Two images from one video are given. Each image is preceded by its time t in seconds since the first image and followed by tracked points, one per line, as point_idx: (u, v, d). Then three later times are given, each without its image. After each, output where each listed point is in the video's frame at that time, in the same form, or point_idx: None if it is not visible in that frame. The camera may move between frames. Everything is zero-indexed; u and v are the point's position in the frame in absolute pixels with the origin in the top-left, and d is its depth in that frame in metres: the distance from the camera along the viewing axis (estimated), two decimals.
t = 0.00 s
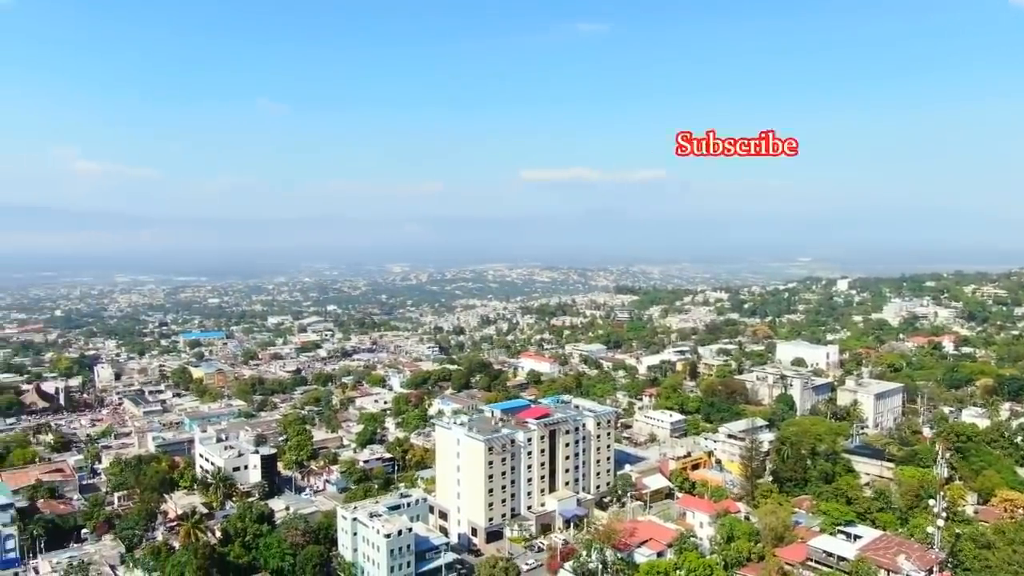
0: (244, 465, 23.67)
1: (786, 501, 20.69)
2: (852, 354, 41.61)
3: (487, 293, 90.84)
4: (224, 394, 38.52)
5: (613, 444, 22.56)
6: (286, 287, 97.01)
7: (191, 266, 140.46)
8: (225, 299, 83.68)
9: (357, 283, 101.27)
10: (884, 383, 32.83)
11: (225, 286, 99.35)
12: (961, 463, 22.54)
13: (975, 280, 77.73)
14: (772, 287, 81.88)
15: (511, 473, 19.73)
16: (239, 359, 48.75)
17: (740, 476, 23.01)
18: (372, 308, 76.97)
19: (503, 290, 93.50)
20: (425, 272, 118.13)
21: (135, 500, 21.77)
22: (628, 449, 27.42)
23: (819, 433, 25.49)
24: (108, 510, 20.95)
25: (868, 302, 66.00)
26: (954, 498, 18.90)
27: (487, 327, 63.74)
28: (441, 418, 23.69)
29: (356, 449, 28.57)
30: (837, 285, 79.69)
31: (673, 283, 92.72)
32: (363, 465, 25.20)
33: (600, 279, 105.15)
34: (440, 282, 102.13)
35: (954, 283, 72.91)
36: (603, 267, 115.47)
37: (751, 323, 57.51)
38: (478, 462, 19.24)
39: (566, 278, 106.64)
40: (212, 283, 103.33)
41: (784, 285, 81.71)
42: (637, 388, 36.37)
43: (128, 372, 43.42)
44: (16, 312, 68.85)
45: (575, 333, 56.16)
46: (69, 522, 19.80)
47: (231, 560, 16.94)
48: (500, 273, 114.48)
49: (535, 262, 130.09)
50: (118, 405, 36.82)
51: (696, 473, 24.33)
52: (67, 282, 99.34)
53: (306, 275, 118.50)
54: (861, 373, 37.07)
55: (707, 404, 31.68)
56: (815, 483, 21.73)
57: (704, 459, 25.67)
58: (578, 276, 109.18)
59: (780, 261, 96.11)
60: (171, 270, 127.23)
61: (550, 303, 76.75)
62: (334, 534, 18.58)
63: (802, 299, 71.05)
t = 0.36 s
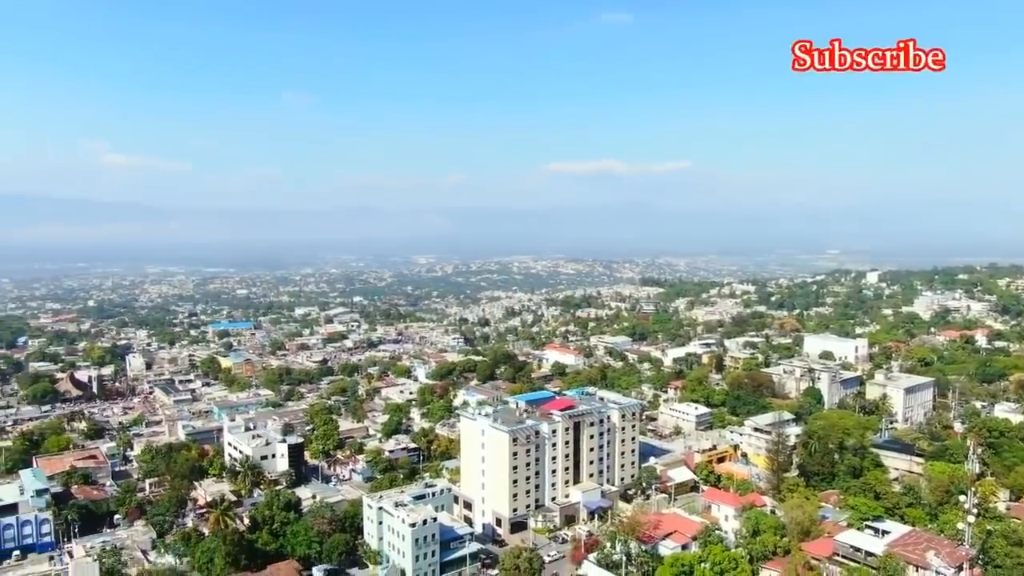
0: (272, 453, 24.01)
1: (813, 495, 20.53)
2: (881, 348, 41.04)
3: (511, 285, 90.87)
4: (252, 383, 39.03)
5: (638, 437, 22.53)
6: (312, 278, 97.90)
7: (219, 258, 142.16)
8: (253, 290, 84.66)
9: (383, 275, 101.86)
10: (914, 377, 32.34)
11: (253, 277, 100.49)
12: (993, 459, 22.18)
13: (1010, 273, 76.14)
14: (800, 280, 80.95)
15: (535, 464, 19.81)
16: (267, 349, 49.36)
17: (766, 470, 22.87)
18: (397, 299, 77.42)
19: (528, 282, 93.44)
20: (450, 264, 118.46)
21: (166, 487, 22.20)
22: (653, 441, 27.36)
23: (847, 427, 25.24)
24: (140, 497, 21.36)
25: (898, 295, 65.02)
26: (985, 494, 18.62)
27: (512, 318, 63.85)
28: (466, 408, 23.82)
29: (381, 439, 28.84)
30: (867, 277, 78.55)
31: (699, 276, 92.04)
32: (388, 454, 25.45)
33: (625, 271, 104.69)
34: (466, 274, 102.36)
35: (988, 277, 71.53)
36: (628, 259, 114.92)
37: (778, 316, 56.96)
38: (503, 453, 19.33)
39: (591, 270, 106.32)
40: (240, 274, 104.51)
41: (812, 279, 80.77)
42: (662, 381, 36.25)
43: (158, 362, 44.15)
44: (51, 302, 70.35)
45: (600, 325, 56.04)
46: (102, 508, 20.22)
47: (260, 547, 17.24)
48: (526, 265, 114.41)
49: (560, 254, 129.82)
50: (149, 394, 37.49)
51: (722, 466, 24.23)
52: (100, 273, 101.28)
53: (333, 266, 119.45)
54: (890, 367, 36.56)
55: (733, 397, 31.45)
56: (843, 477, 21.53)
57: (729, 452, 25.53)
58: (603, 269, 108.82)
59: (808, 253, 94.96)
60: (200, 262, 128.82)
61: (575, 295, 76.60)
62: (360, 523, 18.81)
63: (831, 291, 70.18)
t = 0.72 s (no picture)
0: (299, 450, 24.26)
1: (841, 498, 20.26)
2: (912, 349, 40.38)
3: (537, 284, 90.78)
4: (279, 381, 39.45)
5: (663, 437, 22.38)
6: (339, 276, 98.73)
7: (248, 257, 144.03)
8: (280, 288, 85.48)
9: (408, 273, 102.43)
10: (947, 379, 31.75)
11: (281, 275, 101.54)
12: None
13: None
14: (829, 280, 79.89)
15: (560, 464, 19.79)
16: (294, 347, 49.86)
17: (794, 471, 22.62)
18: (423, 298, 77.78)
19: (553, 281, 93.33)
20: (476, 263, 118.74)
21: (195, 483, 22.54)
22: (679, 442, 27.19)
23: (877, 429, 24.89)
24: (170, 491, 21.71)
25: (930, 295, 63.86)
26: (1019, 499, 18.23)
27: (537, 317, 63.86)
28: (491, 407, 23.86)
29: (407, 437, 28.97)
30: (898, 277, 77.22)
31: (726, 276, 91.22)
32: (413, 452, 25.58)
33: (651, 270, 104.12)
34: (491, 273, 102.51)
35: None
36: (655, 258, 114.24)
37: (806, 316, 56.28)
38: (528, 452, 19.33)
39: (616, 270, 105.92)
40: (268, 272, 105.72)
41: (841, 278, 79.66)
42: (688, 381, 36.01)
43: (188, 359, 44.81)
44: (85, 299, 71.77)
45: (625, 325, 55.81)
46: (133, 502, 20.56)
47: (286, 543, 17.42)
48: (551, 264, 114.29)
49: (586, 253, 129.45)
50: (179, 391, 38.09)
51: (748, 468, 24.02)
52: (133, 271, 103.07)
53: (359, 264, 120.30)
54: (921, 369, 35.95)
55: (760, 397, 31.15)
56: (872, 480, 21.23)
57: (757, 453, 25.28)
58: (629, 268, 108.34)
59: (838, 252, 93.62)
60: (228, 261, 130.38)
61: (601, 294, 76.32)
62: (385, 520, 18.93)
63: (861, 291, 69.16)
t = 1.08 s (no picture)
0: (330, 448, 24.51)
1: (876, 503, 19.94)
2: (951, 352, 39.54)
3: (567, 284, 90.59)
4: (311, 379, 39.91)
5: (694, 439, 22.20)
6: (371, 276, 99.53)
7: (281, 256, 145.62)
8: (312, 287, 86.41)
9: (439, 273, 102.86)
10: (987, 383, 31.04)
11: (313, 275, 102.69)
12: None
13: None
14: (865, 281, 78.54)
15: (590, 465, 19.74)
16: (326, 346, 50.39)
17: (828, 476, 22.30)
18: (453, 298, 78.08)
19: (584, 281, 93.07)
20: (506, 263, 118.84)
21: (228, 478, 22.90)
22: (710, 444, 26.96)
23: (913, 434, 24.45)
24: (204, 487, 22.09)
25: (970, 297, 62.44)
26: None
27: (567, 318, 63.77)
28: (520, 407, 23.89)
29: (436, 436, 29.13)
30: (937, 278, 75.62)
31: (759, 277, 90.15)
32: (443, 451, 25.70)
33: (683, 271, 103.31)
34: (521, 273, 102.53)
35: None
36: (686, 258, 113.33)
37: (841, 317, 55.43)
38: (557, 452, 19.33)
39: (647, 270, 105.29)
40: (300, 272, 106.94)
41: (877, 279, 78.24)
42: (719, 383, 35.66)
43: (222, 356, 45.54)
44: (123, 297, 73.28)
45: (656, 326, 55.47)
46: (169, 497, 20.94)
47: (317, 539, 17.64)
48: (581, 264, 113.99)
49: (617, 254, 128.84)
50: (213, 388, 38.73)
51: (781, 471, 23.74)
52: (169, 270, 104.97)
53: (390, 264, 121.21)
54: (960, 373, 35.19)
55: (793, 400, 30.74)
56: (908, 486, 20.85)
57: (789, 456, 24.96)
58: (660, 268, 107.59)
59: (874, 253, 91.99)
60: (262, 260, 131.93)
61: (631, 294, 75.92)
62: (415, 518, 19.05)
63: (898, 293, 67.84)
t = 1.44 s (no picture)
0: (361, 446, 24.75)
1: (914, 509, 19.57)
2: (992, 355, 38.64)
3: (597, 284, 90.34)
4: (343, 378, 40.32)
5: (726, 442, 22.00)
6: (402, 276, 100.22)
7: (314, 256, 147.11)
8: (345, 287, 87.23)
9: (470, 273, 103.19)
10: None
11: (346, 274, 103.73)
12: None
13: None
14: (903, 282, 77.05)
15: (620, 466, 19.66)
16: (358, 345, 50.88)
17: (863, 480, 21.94)
18: (484, 298, 78.29)
19: (615, 282, 92.67)
20: (537, 263, 118.82)
21: (262, 475, 23.25)
22: (743, 446, 26.67)
23: (952, 438, 23.93)
24: (238, 483, 22.45)
25: (1012, 300, 60.94)
26: None
27: (598, 318, 63.58)
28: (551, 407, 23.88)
29: (467, 436, 29.26)
30: (978, 280, 73.93)
31: (794, 278, 88.94)
32: (474, 451, 25.81)
33: (715, 271, 102.36)
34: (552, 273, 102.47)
35: None
36: (719, 259, 112.25)
37: (878, 319, 54.47)
38: (587, 453, 19.30)
39: (679, 270, 104.49)
40: (333, 271, 108.04)
41: (916, 280, 76.68)
42: (752, 385, 35.22)
43: (257, 354, 46.22)
44: (162, 296, 74.74)
45: (688, 327, 55.06)
46: (204, 493, 21.34)
47: (349, 537, 17.83)
48: (613, 264, 113.51)
49: (649, 254, 128.09)
50: (248, 385, 39.36)
51: (815, 475, 23.43)
52: (205, 269, 106.83)
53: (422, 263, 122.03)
54: (1002, 377, 34.35)
55: (828, 403, 30.25)
56: (946, 491, 20.44)
57: (824, 460, 24.59)
58: (692, 269, 106.71)
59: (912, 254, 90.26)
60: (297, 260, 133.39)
61: (663, 295, 75.46)
62: (445, 517, 19.14)
63: (937, 295, 66.44)
